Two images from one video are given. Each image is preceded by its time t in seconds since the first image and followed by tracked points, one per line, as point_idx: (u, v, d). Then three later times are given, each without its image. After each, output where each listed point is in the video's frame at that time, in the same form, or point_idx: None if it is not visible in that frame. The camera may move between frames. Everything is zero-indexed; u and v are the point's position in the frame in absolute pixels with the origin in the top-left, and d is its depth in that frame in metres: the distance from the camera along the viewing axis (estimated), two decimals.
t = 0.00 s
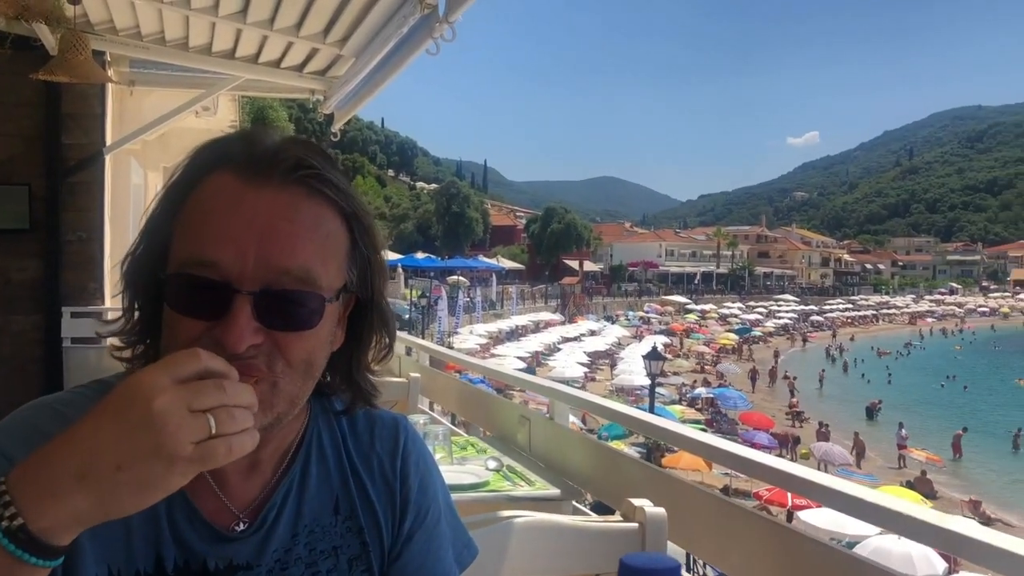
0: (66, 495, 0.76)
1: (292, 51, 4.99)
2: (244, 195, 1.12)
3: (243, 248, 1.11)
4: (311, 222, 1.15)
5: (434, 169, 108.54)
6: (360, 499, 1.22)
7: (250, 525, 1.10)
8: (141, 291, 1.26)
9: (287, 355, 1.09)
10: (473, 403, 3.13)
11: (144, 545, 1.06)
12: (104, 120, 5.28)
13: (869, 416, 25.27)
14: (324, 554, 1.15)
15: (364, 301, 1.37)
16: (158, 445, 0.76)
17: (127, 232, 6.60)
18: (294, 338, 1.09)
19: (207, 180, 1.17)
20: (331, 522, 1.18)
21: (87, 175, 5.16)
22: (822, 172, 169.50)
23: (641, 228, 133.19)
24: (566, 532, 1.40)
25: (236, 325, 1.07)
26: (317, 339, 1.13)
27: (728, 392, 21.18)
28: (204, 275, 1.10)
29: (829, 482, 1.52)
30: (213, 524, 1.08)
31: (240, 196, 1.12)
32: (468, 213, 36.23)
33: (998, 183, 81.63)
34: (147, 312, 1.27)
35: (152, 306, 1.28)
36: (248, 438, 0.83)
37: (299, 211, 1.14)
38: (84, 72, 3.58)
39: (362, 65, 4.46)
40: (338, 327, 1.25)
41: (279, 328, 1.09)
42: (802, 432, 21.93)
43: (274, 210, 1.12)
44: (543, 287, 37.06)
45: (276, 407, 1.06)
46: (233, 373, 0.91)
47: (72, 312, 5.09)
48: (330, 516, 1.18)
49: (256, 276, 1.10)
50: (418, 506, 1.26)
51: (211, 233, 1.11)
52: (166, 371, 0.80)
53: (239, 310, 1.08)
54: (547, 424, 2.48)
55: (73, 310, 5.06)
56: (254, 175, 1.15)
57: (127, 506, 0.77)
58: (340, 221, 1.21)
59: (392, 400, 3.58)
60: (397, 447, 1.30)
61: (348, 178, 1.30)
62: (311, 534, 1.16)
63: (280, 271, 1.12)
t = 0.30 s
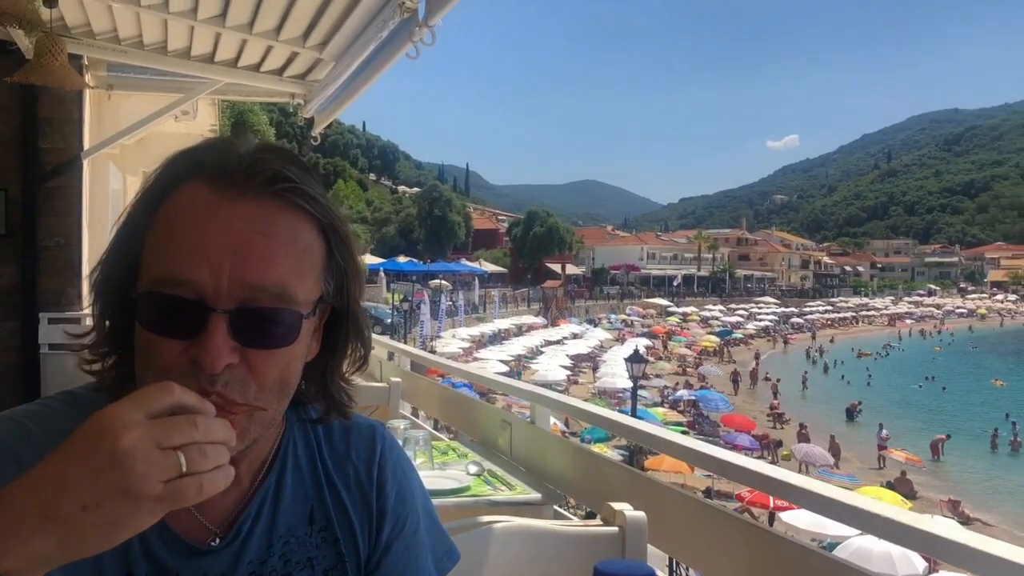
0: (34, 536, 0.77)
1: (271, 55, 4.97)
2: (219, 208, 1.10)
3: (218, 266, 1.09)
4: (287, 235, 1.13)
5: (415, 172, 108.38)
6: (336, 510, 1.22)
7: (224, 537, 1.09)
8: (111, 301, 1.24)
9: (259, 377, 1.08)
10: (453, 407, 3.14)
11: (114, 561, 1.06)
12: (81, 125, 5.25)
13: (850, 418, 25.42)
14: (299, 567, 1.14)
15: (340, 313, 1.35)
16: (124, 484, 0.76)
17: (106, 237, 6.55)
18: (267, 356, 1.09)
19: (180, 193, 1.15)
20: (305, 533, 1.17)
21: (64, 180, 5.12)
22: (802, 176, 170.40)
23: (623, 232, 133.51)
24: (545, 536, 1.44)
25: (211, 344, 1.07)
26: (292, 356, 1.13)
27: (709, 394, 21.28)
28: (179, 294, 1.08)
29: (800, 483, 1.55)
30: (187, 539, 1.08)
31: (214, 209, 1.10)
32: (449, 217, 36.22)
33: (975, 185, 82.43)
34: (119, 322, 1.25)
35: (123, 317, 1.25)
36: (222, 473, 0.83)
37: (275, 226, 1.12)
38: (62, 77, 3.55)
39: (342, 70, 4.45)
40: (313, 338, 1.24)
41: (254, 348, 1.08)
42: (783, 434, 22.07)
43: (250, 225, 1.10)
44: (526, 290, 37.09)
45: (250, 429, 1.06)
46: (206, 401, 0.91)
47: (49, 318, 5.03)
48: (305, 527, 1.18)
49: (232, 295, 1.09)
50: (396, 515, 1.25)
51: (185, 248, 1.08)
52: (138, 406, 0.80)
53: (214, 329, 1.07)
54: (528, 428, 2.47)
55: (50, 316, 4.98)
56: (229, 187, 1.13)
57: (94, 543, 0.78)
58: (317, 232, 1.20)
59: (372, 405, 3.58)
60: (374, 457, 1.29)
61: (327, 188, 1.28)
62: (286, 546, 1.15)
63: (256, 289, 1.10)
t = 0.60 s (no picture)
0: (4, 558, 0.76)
1: (255, 54, 4.94)
2: (201, 223, 1.07)
3: (201, 282, 1.06)
4: (272, 250, 1.11)
5: (402, 172, 108.08)
6: (321, 511, 1.21)
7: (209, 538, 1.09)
8: (87, 307, 1.21)
9: (244, 391, 1.08)
10: (440, 405, 3.14)
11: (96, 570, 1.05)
12: (64, 126, 5.22)
13: (836, 415, 25.55)
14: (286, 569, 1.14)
15: (327, 318, 1.31)
16: (91, 506, 0.75)
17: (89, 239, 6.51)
18: (251, 370, 1.08)
19: (159, 204, 1.11)
20: (291, 536, 1.17)
21: (47, 181, 5.08)
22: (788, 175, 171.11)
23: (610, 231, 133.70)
24: (531, 535, 1.45)
25: (196, 359, 1.05)
26: (277, 369, 1.12)
27: (696, 393, 21.33)
28: (161, 311, 1.06)
29: (782, 480, 1.56)
30: (171, 544, 1.07)
31: (195, 223, 1.07)
32: (437, 217, 36.20)
33: (959, 182, 82.94)
34: (99, 331, 1.23)
35: (104, 326, 1.22)
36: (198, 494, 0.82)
37: (259, 240, 1.10)
38: (44, 78, 3.52)
39: (327, 69, 4.44)
40: (298, 348, 1.22)
41: (238, 363, 1.07)
42: (770, 432, 22.15)
43: (234, 238, 1.07)
44: (513, 290, 37.11)
45: (234, 440, 1.05)
46: (181, 417, 0.91)
47: (33, 320, 4.97)
48: (290, 530, 1.17)
49: (216, 310, 1.07)
50: (382, 516, 1.24)
51: (164, 265, 1.06)
52: (109, 423, 0.80)
53: (198, 346, 1.05)
54: (514, 428, 2.48)
55: (33, 318, 4.93)
56: (210, 201, 1.09)
57: (60, 564, 0.77)
58: (302, 243, 1.17)
59: (358, 405, 3.58)
60: (360, 458, 1.28)
61: (312, 196, 1.25)
62: (271, 550, 1.14)
63: (240, 305, 1.08)
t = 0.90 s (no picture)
0: None
1: (241, 50, 4.91)
2: (180, 238, 1.02)
3: (184, 301, 1.02)
4: (255, 264, 1.06)
5: (389, 168, 107.92)
6: (305, 510, 1.20)
7: (190, 540, 1.08)
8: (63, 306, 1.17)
9: (230, 403, 1.05)
10: (428, 402, 3.13)
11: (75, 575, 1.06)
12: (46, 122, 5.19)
13: (825, 409, 25.69)
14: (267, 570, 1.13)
15: (310, 315, 1.26)
16: (53, 534, 0.76)
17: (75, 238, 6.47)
18: (237, 384, 1.05)
19: (131, 214, 1.05)
20: (274, 537, 1.16)
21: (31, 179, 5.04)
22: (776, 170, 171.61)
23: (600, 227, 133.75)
24: (519, 530, 1.45)
25: (183, 373, 1.02)
26: (262, 380, 1.08)
27: (686, 388, 21.40)
28: (144, 331, 1.02)
29: (773, 473, 1.56)
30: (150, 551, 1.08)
31: (174, 238, 1.02)
32: (426, 214, 36.16)
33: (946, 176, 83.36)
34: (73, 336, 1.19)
35: (79, 332, 1.19)
36: (171, 532, 0.81)
37: (240, 252, 1.05)
38: (26, 74, 3.49)
39: (313, 65, 4.42)
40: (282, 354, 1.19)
41: (226, 378, 1.04)
42: (759, 426, 22.25)
43: (216, 256, 1.03)
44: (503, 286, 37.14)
45: (220, 451, 1.04)
46: (165, 453, 0.87)
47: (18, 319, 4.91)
48: (273, 531, 1.16)
49: (200, 329, 1.03)
50: (367, 515, 1.23)
51: (143, 283, 1.01)
52: (79, 453, 0.79)
53: (184, 365, 1.02)
54: (503, 422, 2.47)
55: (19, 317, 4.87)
56: (188, 212, 1.04)
57: None
58: (285, 250, 1.12)
59: (347, 401, 3.58)
60: (344, 455, 1.27)
61: (291, 196, 1.19)
62: (253, 552, 1.13)
63: (222, 321, 1.04)
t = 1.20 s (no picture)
0: None
1: (218, 45, 4.88)
2: (147, 253, 0.99)
3: (150, 318, 1.00)
4: (223, 277, 1.04)
5: (372, 165, 107.68)
6: (276, 514, 1.18)
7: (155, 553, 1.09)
8: (7, 302, 1.12)
9: (200, 418, 1.04)
10: (408, 397, 3.12)
11: None
12: (22, 118, 5.15)
13: (806, 401, 25.88)
14: None
15: (276, 321, 1.24)
16: None
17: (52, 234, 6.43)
18: (205, 399, 1.03)
19: (93, 226, 1.02)
20: (244, 540, 1.15)
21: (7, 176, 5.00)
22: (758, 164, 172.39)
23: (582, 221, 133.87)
24: (497, 526, 1.46)
25: (150, 394, 1.00)
26: (231, 394, 1.07)
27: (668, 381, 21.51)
28: (108, 349, 0.99)
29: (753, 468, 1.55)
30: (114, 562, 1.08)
31: (140, 253, 0.99)
32: (408, 209, 36.08)
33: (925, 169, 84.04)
34: (25, 344, 1.15)
35: (33, 341, 1.14)
36: None
37: (209, 266, 1.03)
38: None
39: (291, 60, 4.39)
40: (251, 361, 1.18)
41: (193, 395, 1.02)
42: (741, 419, 22.40)
43: (184, 271, 1.00)
44: (486, 281, 37.16)
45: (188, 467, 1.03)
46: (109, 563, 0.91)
47: None
48: (242, 535, 1.16)
49: (168, 345, 1.01)
50: (340, 514, 1.21)
51: (110, 301, 0.98)
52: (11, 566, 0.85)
53: (152, 384, 1.00)
54: (482, 418, 2.47)
55: None
56: (156, 224, 1.01)
57: None
58: (253, 258, 1.10)
59: (326, 398, 3.56)
60: (316, 454, 1.24)
61: (259, 201, 1.16)
62: (222, 557, 1.13)
63: (192, 338, 1.03)
